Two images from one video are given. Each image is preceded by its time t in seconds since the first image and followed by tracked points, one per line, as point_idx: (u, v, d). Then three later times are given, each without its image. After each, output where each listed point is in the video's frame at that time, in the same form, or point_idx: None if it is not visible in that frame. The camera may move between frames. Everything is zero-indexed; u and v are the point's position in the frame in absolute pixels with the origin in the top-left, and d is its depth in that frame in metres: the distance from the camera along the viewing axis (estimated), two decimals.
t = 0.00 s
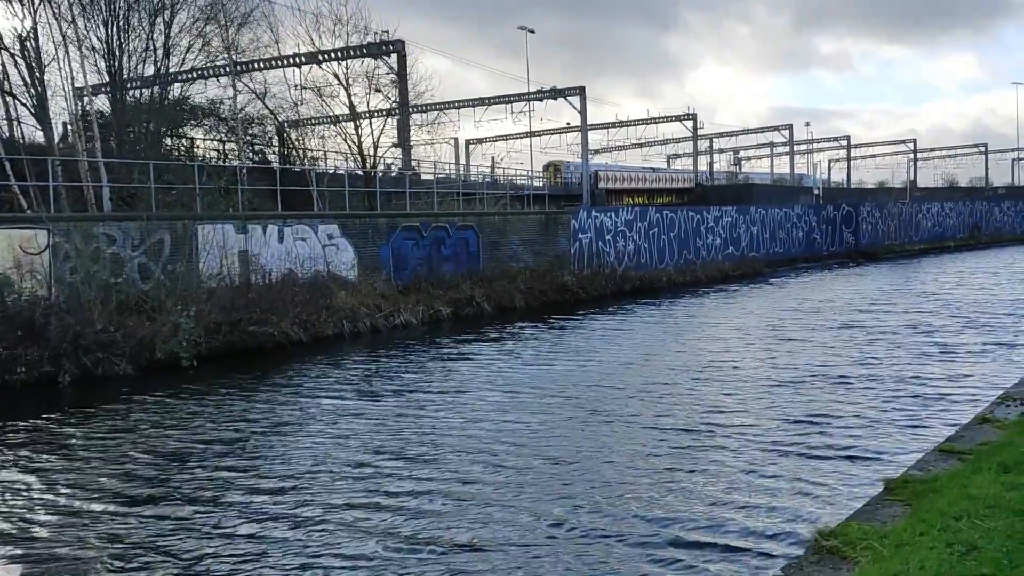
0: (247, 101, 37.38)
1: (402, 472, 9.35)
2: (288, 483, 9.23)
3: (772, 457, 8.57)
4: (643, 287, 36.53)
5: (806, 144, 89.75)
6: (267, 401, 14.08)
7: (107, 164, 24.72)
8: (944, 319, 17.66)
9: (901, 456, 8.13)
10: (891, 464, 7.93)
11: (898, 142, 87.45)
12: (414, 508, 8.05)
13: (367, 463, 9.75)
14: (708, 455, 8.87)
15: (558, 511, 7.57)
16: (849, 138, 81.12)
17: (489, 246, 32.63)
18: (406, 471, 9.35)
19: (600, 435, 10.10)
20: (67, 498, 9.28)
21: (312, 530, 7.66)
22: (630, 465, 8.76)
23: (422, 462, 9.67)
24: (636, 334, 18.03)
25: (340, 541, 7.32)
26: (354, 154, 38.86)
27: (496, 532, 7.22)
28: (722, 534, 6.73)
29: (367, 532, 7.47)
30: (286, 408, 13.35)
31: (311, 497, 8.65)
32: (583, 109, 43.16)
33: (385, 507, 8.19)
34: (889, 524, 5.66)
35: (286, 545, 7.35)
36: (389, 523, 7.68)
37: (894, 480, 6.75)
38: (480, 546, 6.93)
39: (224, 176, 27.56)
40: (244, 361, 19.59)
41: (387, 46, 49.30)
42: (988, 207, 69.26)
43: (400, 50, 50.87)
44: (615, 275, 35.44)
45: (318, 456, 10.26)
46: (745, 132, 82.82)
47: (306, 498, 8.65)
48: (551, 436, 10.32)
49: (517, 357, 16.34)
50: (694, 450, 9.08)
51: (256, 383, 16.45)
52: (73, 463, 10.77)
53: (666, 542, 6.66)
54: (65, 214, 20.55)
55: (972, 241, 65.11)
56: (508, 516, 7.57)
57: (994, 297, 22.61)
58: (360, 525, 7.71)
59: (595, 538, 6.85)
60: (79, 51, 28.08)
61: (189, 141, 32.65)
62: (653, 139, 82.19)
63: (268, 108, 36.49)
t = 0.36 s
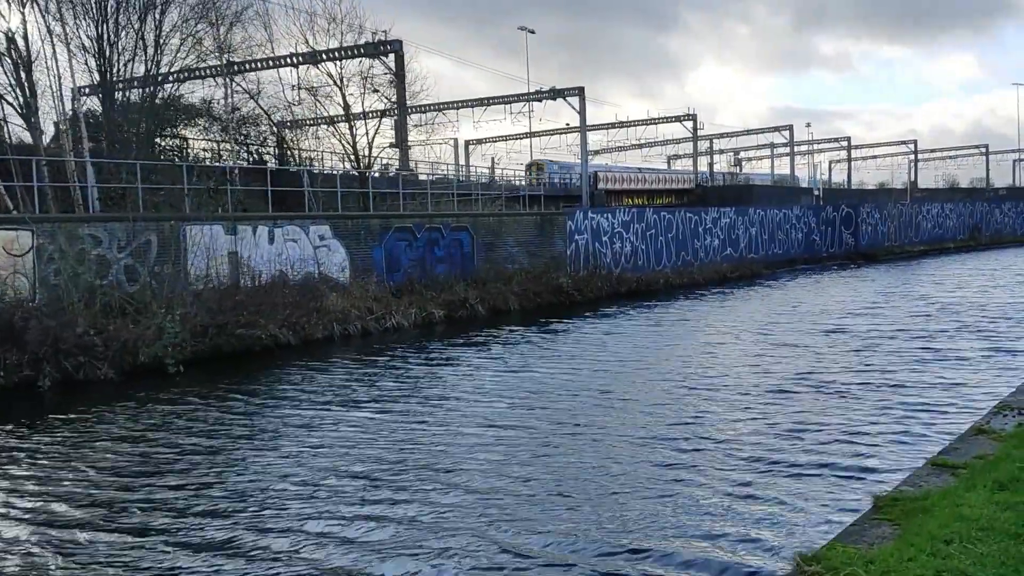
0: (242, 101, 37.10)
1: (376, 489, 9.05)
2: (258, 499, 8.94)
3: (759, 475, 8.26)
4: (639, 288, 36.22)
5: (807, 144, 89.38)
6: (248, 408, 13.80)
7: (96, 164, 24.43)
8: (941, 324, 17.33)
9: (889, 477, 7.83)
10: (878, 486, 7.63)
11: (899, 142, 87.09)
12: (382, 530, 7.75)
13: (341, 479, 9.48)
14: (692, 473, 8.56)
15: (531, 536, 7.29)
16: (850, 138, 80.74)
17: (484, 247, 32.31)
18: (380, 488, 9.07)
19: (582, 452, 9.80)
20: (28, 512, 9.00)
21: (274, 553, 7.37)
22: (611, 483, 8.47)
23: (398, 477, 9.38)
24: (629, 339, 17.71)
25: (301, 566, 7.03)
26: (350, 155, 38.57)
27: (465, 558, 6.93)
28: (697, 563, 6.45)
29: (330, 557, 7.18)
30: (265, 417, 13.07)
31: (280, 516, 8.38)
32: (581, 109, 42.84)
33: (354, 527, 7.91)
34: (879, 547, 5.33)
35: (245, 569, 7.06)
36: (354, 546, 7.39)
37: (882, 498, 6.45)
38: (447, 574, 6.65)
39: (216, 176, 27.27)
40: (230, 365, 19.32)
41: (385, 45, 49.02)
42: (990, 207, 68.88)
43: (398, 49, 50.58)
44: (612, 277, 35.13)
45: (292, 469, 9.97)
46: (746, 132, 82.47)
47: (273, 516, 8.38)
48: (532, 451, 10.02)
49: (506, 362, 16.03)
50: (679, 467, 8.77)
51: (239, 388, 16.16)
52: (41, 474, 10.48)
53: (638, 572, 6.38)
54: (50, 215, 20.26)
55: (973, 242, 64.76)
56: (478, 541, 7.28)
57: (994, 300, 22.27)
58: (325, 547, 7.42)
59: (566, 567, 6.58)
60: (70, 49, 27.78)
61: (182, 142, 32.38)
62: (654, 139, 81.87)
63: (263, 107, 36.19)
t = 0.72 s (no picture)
0: (239, 101, 36.85)
1: (351, 493, 8.72)
2: (228, 500, 8.60)
3: (748, 493, 7.92)
4: (638, 290, 35.88)
5: (810, 145, 88.96)
6: (230, 410, 13.51)
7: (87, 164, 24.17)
8: (940, 329, 17.00)
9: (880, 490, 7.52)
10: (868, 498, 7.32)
11: (902, 144, 86.64)
12: (351, 535, 7.44)
13: (316, 481, 9.14)
14: (678, 487, 8.22)
15: (504, 546, 6.98)
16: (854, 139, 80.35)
17: (480, 248, 32.03)
18: (356, 490, 8.74)
19: (566, 457, 9.49)
20: None
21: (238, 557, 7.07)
22: (593, 493, 8.13)
23: (376, 480, 9.04)
24: (623, 343, 17.38)
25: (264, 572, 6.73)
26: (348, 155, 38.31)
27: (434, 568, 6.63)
28: None
29: (295, 563, 6.88)
30: (246, 419, 12.77)
31: (249, 517, 8.04)
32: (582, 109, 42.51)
33: (324, 531, 7.58)
34: (858, 570, 5.06)
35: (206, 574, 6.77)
36: (321, 553, 7.09)
37: (865, 517, 6.18)
38: None
39: (210, 177, 27.02)
40: (217, 367, 19.05)
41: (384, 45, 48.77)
42: (993, 209, 68.47)
43: (398, 50, 50.33)
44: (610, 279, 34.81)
45: (267, 471, 9.63)
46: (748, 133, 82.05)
47: (243, 518, 8.04)
48: (515, 455, 9.72)
49: (496, 367, 15.70)
50: (665, 480, 8.42)
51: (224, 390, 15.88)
52: (9, 473, 10.17)
53: None
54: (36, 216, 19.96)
55: (977, 244, 64.33)
56: (450, 550, 6.97)
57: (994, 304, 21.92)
58: (290, 553, 7.12)
59: None
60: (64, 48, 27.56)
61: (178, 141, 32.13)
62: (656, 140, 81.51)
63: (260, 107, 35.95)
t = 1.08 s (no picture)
0: (268, 98, 36.95)
1: (356, 495, 8.54)
2: (233, 500, 8.49)
3: (764, 506, 7.56)
4: (665, 289, 35.42)
5: (845, 144, 87.60)
6: (245, 406, 13.45)
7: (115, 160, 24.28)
8: (973, 333, 16.49)
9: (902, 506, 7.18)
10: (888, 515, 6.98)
11: (940, 143, 84.97)
12: (352, 539, 7.26)
13: (320, 483, 8.93)
14: (690, 497, 7.89)
15: (505, 554, 6.76)
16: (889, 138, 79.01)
17: (505, 246, 31.78)
18: (360, 493, 8.51)
19: (577, 462, 9.26)
20: None
21: (235, 560, 6.93)
22: (602, 503, 7.83)
23: (381, 483, 8.81)
24: (645, 346, 17.02)
25: None
26: (376, 153, 38.27)
27: None
28: None
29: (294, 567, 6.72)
30: (260, 415, 12.68)
31: (249, 520, 7.84)
32: (612, 107, 42.03)
33: (323, 537, 7.35)
34: None
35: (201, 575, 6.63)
36: (317, 557, 6.91)
37: (885, 533, 5.83)
38: None
39: (236, 174, 27.04)
40: (238, 364, 19.01)
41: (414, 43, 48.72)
42: None
43: (428, 48, 50.24)
44: (636, 278, 34.41)
45: (272, 472, 9.44)
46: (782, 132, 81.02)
47: (242, 521, 7.84)
48: (525, 458, 9.52)
49: (514, 368, 15.42)
50: (678, 491, 8.08)
51: (243, 387, 15.85)
52: (22, 466, 10.17)
53: None
54: (61, 212, 20.00)
55: (1015, 245, 62.91)
56: (449, 557, 6.76)
57: None
58: (290, 557, 6.96)
59: None
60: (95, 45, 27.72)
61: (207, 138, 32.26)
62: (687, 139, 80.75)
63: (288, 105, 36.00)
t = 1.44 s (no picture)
0: (329, 110, 37.27)
1: (390, 521, 8.27)
2: (266, 524, 8.31)
3: (821, 548, 7.01)
4: (727, 301, 34.51)
5: (918, 150, 84.77)
6: (291, 421, 13.34)
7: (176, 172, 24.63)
8: None
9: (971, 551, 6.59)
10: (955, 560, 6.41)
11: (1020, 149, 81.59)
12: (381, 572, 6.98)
13: (357, 508, 8.66)
14: (739, 533, 7.41)
15: None
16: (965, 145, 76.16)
17: (562, 256, 31.35)
18: (396, 521, 8.24)
19: (621, 489, 8.84)
20: (36, 523, 8.62)
21: None
22: (643, 538, 7.40)
23: (416, 510, 8.54)
24: (702, 361, 16.41)
25: None
26: (434, 164, 38.26)
27: None
28: None
29: None
30: (304, 431, 12.54)
31: (280, 549, 7.60)
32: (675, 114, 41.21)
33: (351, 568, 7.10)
34: None
35: None
36: None
37: None
38: None
39: (294, 186, 27.20)
40: (292, 376, 18.98)
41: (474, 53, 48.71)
42: None
43: (487, 57, 50.17)
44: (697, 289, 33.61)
45: (309, 494, 9.20)
46: (851, 139, 78.82)
47: (272, 550, 7.60)
48: (567, 484, 9.13)
49: (565, 384, 14.99)
50: (727, 526, 7.58)
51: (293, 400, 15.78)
52: (65, 482, 10.17)
53: None
54: (122, 223, 20.27)
55: None
56: None
57: None
58: None
59: None
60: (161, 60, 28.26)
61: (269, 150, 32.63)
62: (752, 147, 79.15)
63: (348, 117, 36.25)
